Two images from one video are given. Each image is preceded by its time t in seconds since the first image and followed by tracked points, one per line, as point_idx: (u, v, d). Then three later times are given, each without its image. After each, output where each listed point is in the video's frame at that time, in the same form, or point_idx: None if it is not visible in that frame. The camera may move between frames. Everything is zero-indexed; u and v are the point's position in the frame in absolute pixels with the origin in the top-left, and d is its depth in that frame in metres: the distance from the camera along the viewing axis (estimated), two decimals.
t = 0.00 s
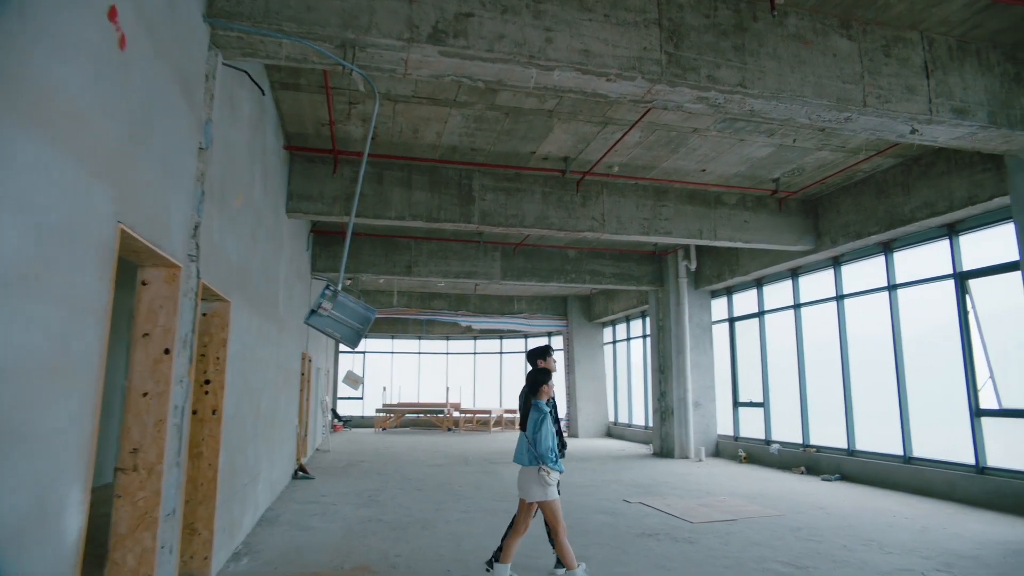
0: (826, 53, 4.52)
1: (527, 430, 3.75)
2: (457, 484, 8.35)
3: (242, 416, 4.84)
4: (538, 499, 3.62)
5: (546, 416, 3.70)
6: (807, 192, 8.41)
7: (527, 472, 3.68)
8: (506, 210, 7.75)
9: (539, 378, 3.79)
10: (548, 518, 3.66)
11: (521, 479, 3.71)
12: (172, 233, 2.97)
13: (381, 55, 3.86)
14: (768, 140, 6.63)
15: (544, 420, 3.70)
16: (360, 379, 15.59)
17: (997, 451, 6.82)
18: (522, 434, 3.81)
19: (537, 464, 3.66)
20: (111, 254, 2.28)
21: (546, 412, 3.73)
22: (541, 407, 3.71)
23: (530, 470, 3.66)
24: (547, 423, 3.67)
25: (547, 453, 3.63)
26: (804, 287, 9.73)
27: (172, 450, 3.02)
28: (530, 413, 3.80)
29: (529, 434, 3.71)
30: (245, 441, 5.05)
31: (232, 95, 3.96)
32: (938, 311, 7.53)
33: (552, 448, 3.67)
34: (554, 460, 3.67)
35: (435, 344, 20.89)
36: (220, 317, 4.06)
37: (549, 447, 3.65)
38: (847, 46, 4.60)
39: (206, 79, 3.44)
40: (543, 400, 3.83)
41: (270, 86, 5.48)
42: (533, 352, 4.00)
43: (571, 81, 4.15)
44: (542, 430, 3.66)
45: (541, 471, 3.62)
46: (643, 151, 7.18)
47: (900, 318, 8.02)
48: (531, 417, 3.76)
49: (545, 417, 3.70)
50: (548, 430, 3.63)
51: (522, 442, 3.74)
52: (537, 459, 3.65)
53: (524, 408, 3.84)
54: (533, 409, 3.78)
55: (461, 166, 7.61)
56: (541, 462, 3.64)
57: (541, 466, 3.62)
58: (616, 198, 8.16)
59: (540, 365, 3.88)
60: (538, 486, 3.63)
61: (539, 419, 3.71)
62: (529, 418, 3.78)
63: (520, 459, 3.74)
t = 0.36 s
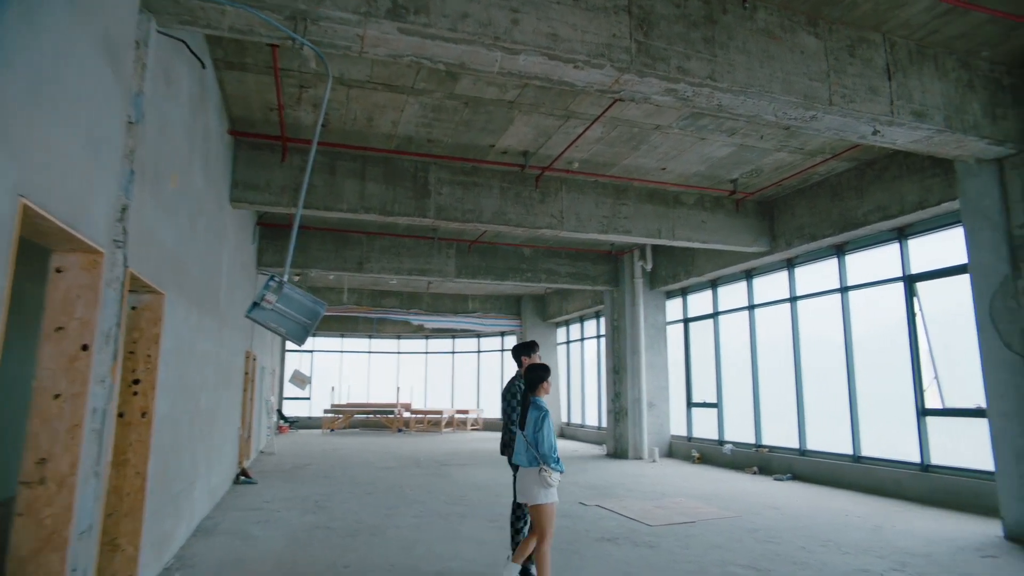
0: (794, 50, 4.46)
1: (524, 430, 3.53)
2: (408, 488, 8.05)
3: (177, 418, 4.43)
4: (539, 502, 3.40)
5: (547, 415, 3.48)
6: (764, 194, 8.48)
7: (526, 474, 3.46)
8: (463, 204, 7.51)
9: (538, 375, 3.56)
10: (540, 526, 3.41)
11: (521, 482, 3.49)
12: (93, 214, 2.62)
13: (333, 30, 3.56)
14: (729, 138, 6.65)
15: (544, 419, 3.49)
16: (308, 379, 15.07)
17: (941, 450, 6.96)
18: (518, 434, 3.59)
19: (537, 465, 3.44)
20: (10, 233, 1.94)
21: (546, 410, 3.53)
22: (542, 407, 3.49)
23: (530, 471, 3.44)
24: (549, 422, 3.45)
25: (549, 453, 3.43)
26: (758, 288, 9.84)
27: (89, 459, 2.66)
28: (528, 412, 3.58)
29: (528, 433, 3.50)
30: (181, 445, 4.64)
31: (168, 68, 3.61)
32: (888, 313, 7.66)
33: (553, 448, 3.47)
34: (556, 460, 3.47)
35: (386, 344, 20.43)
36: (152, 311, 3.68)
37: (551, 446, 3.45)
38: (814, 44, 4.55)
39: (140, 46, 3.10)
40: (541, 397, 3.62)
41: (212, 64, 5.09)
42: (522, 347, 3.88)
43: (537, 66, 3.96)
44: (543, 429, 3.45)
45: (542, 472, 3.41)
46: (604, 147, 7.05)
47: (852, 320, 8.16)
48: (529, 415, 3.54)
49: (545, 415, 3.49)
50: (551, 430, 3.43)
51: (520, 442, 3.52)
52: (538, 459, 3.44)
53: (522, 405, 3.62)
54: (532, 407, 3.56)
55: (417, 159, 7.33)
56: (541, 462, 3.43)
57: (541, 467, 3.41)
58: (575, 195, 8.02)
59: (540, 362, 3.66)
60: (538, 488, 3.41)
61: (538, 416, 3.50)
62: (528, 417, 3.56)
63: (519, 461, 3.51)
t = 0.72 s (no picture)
0: (769, 45, 4.38)
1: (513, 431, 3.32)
2: (363, 491, 7.75)
3: (111, 419, 4.06)
4: (526, 508, 3.19)
5: (540, 418, 3.29)
6: (728, 195, 8.49)
7: (514, 478, 3.26)
8: (424, 198, 7.25)
9: (533, 375, 3.38)
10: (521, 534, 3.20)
11: (510, 487, 3.29)
12: (6, 189, 2.29)
13: None
14: (697, 135, 6.62)
15: (536, 421, 3.29)
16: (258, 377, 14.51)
17: (898, 450, 7.04)
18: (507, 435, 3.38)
19: (525, 469, 3.25)
20: None
21: (537, 413, 3.32)
22: (534, 408, 3.30)
23: (518, 476, 3.24)
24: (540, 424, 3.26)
25: (537, 459, 3.23)
26: (719, 289, 9.89)
27: None
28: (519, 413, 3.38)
29: (517, 435, 3.29)
30: (115, 449, 4.26)
31: (103, 34, 3.26)
32: (847, 314, 7.75)
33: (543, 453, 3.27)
34: (545, 465, 3.27)
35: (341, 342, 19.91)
36: (81, 303, 3.32)
37: (541, 451, 3.25)
38: (788, 40, 4.47)
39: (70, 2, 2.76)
40: (534, 398, 3.42)
41: (156, 38, 4.72)
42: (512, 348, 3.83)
43: (509, 49, 3.75)
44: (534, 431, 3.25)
45: (530, 477, 3.21)
46: (571, 142, 6.90)
47: (812, 321, 8.24)
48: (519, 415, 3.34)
49: (537, 417, 3.29)
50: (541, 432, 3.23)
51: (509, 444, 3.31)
52: (526, 463, 3.24)
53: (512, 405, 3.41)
54: (523, 408, 3.37)
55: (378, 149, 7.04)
56: (530, 467, 3.23)
57: (529, 473, 3.21)
58: (540, 191, 7.86)
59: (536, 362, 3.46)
60: (526, 494, 3.21)
61: (529, 418, 3.31)
62: (518, 419, 3.35)
63: (507, 464, 3.30)
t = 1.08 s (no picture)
0: (766, 30, 4.21)
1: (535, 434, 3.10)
2: (338, 494, 7.44)
3: (60, 421, 3.74)
4: (552, 518, 2.95)
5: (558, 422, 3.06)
6: (713, 191, 8.38)
7: (538, 485, 3.03)
8: (402, 190, 6.99)
9: (547, 375, 3.15)
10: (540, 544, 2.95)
11: (534, 495, 3.05)
12: None
13: None
14: (683, 127, 6.48)
15: (554, 424, 3.06)
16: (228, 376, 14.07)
17: (883, 450, 6.96)
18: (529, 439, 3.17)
19: (548, 475, 3.01)
20: None
21: (556, 414, 3.10)
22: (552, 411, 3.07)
23: (542, 483, 3.01)
24: (558, 427, 3.03)
25: (559, 462, 2.99)
26: (703, 287, 9.81)
27: None
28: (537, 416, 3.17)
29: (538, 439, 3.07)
30: (65, 453, 3.93)
31: None
32: (832, 312, 7.67)
33: (565, 456, 3.02)
34: (569, 469, 3.02)
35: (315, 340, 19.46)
36: (22, 293, 3.02)
37: (562, 454, 3.01)
38: (785, 26, 4.31)
39: None
40: (551, 399, 3.19)
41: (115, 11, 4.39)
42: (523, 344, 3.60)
43: (496, 26, 3.51)
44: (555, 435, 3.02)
45: (553, 482, 2.97)
46: (555, 133, 6.69)
47: (796, 319, 8.16)
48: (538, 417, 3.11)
49: (555, 419, 3.06)
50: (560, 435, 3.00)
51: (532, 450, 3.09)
52: (548, 469, 3.01)
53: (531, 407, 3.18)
54: (541, 410, 3.15)
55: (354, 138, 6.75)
56: (552, 471, 2.99)
57: (551, 478, 2.98)
58: (522, 184, 7.64)
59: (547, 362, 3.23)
60: (551, 501, 2.97)
61: (548, 421, 3.08)
62: (537, 421, 3.14)
63: (531, 471, 3.08)
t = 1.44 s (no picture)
0: (761, 15, 4.04)
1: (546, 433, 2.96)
2: (307, 498, 7.13)
3: None
4: (571, 520, 2.82)
5: (573, 420, 2.90)
6: (696, 187, 8.27)
7: (552, 486, 2.89)
8: (378, 181, 6.70)
9: (559, 372, 2.97)
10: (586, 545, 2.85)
11: (546, 496, 2.91)
12: None
13: None
14: (669, 120, 6.32)
15: (568, 423, 2.91)
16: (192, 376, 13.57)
17: (865, 451, 6.88)
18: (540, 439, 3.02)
19: (562, 475, 2.87)
20: None
21: (570, 412, 2.94)
22: (568, 411, 2.91)
23: (556, 484, 2.87)
24: (574, 426, 2.88)
25: (575, 461, 2.85)
26: (683, 286, 9.72)
27: None
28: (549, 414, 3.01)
29: (550, 439, 2.92)
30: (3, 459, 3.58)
31: None
32: (814, 312, 7.59)
33: (581, 455, 2.89)
34: (585, 468, 2.89)
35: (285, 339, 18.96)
36: None
37: (578, 453, 2.87)
38: (781, 12, 4.15)
39: None
40: (566, 396, 3.04)
41: None
42: (532, 339, 3.41)
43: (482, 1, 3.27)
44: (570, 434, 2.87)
45: (569, 483, 2.84)
46: (538, 125, 6.48)
47: (777, 318, 8.08)
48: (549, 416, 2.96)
49: (570, 417, 2.91)
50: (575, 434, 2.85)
51: (544, 450, 2.96)
52: (563, 469, 2.87)
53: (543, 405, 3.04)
54: (554, 408, 3.00)
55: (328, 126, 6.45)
56: (567, 472, 2.86)
57: (568, 478, 2.84)
58: (503, 178, 7.42)
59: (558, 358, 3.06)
60: (567, 503, 2.83)
61: (561, 419, 2.92)
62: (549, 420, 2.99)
63: (543, 471, 2.94)
